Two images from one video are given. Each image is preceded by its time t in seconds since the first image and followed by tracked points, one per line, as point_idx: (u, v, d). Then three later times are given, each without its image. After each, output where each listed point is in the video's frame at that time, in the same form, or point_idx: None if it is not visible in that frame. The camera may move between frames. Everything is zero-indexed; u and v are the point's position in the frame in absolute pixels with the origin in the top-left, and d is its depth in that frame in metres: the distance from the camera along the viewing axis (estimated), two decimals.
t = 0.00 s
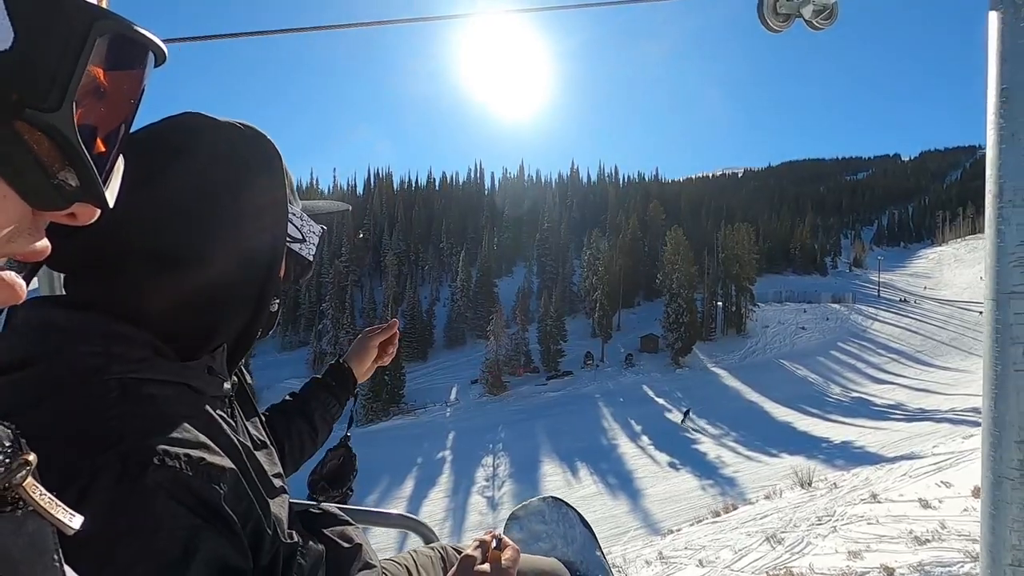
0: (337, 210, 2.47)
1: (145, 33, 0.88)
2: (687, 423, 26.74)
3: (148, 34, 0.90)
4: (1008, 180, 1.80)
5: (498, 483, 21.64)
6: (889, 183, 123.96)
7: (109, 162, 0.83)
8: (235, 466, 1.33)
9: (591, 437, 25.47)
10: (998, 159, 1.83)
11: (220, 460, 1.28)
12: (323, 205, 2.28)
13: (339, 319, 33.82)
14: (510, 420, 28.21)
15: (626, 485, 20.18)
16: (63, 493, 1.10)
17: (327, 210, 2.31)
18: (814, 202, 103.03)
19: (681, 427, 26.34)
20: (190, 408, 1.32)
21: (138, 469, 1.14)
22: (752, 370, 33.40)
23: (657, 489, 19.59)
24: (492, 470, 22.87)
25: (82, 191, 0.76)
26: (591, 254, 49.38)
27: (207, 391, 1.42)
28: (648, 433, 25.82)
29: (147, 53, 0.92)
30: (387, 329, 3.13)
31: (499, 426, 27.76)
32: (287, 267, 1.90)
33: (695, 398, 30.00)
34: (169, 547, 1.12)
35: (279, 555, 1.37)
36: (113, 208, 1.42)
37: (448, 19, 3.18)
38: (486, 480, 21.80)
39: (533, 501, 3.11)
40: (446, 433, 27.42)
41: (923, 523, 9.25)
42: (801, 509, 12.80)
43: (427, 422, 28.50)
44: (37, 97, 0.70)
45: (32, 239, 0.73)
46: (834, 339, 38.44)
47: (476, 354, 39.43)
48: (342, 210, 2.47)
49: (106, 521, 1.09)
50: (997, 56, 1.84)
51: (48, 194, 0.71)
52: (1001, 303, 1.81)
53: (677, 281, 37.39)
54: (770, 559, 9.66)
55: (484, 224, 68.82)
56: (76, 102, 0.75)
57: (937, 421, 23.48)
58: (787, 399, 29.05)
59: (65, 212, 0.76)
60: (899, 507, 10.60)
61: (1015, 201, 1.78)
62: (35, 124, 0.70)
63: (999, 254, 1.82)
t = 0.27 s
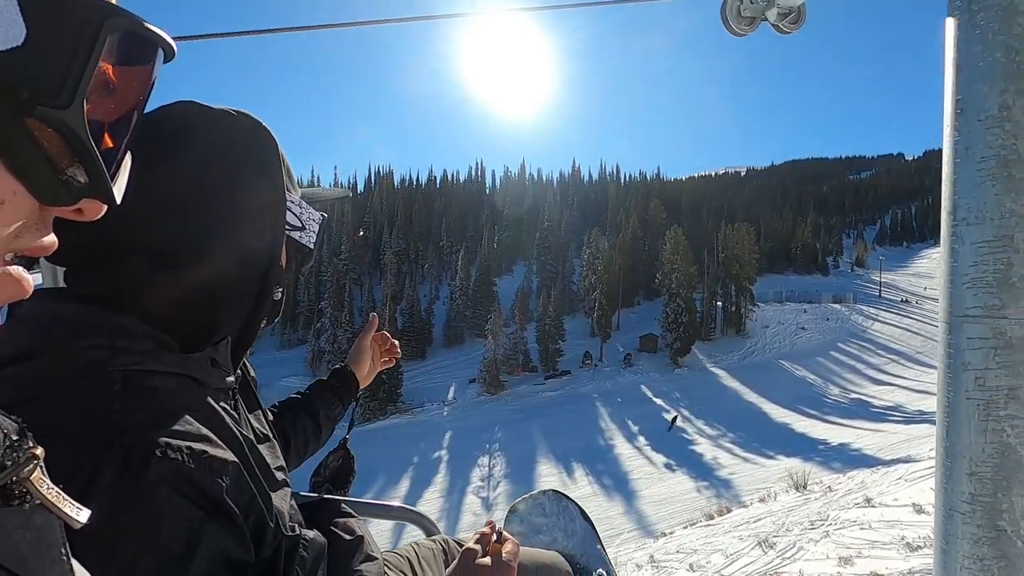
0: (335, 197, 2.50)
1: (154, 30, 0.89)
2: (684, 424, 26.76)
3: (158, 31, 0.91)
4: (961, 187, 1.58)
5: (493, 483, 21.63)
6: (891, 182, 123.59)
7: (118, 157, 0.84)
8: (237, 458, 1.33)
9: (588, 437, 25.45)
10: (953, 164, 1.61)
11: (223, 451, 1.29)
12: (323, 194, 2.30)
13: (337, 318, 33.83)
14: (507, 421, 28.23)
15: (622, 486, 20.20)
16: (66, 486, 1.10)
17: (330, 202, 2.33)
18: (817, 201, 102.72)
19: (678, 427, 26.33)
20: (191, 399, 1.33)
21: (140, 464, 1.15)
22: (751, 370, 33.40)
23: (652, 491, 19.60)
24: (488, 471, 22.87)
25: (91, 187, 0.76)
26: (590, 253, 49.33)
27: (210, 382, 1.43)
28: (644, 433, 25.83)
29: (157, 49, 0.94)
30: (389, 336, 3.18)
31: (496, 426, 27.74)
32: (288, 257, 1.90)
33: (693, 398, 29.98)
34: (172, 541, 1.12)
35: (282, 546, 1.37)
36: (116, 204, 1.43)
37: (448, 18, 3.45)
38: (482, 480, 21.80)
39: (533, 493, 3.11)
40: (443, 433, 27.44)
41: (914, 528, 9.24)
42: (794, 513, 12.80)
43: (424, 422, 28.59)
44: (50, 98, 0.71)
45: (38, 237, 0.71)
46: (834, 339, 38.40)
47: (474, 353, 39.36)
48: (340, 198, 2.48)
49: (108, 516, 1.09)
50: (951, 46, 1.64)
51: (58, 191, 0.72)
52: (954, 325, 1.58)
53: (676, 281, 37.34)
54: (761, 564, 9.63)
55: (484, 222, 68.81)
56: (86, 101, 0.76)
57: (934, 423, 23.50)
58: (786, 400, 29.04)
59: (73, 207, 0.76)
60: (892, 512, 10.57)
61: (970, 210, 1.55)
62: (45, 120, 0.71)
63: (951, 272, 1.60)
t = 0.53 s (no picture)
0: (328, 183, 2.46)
1: (161, 9, 0.87)
2: (681, 423, 26.68)
3: (166, 10, 0.89)
4: (910, 205, 2.06)
5: (488, 480, 21.57)
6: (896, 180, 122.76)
7: (125, 141, 0.82)
8: (243, 443, 1.32)
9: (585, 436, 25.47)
10: (904, 178, 2.09)
11: (229, 435, 1.28)
12: (322, 179, 2.28)
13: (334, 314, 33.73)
14: (504, 418, 28.17)
15: (617, 485, 20.14)
16: (73, 471, 1.09)
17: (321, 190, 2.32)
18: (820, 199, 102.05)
19: (675, 426, 26.25)
20: (195, 384, 1.32)
21: (147, 444, 1.13)
22: (750, 369, 33.26)
23: (647, 490, 19.53)
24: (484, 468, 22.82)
25: (98, 169, 0.74)
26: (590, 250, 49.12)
27: (215, 366, 1.43)
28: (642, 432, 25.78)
29: (165, 29, 0.92)
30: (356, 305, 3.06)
31: (493, 424, 27.78)
32: (289, 241, 1.88)
33: (691, 397, 29.88)
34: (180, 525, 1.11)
35: (288, 531, 1.37)
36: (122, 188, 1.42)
37: (447, 14, 3.62)
38: (476, 478, 21.73)
39: (534, 484, 3.10)
40: (439, 430, 27.38)
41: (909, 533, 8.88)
42: (785, 514, 12.49)
43: (420, 419, 28.54)
44: (56, 75, 0.68)
45: (44, 220, 0.70)
46: (834, 338, 38.24)
47: (473, 350, 39.30)
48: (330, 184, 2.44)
49: (116, 501, 1.08)
50: (907, 83, 2.07)
51: (63, 172, 0.69)
52: (903, 348, 2.08)
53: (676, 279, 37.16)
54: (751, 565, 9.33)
55: (484, 219, 68.57)
56: (92, 82, 0.73)
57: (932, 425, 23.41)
58: (784, 399, 28.91)
59: (80, 191, 0.74)
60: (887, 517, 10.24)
61: (920, 227, 2.03)
62: (54, 100, 0.68)
63: (902, 290, 2.09)
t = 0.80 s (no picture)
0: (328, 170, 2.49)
1: None
2: (675, 421, 26.75)
3: None
4: (843, 221, 1.96)
5: (480, 479, 21.57)
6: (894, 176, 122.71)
7: (110, 118, 0.81)
8: (236, 425, 1.32)
9: (579, 434, 25.61)
10: (838, 190, 1.98)
11: (220, 416, 1.28)
12: (312, 165, 2.28)
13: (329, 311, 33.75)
14: (498, 416, 28.21)
15: (609, 483, 20.17)
16: (70, 449, 1.09)
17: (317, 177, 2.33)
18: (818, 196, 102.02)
19: (668, 424, 26.32)
20: (189, 363, 1.32)
21: (141, 425, 1.14)
22: (745, 367, 33.36)
23: (638, 489, 19.57)
24: (476, 466, 22.83)
25: (84, 145, 0.73)
26: (586, 248, 49.13)
27: (207, 349, 1.43)
28: (635, 430, 25.86)
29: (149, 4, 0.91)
30: (341, 277, 3.04)
31: (486, 421, 27.85)
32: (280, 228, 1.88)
33: (686, 395, 29.96)
34: (175, 504, 1.11)
35: (283, 515, 1.38)
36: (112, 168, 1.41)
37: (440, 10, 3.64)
38: (469, 476, 21.76)
39: (530, 475, 3.10)
40: (433, 429, 27.42)
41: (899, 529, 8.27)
42: (774, 514, 12.05)
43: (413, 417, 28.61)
44: (38, 44, 0.67)
45: (31, 197, 0.70)
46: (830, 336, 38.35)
47: (468, 347, 39.36)
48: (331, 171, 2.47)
49: (115, 479, 1.09)
50: (844, 89, 1.96)
51: (50, 149, 0.68)
52: (834, 373, 1.99)
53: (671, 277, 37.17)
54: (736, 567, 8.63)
55: (481, 215, 68.55)
56: (74, 53, 0.72)
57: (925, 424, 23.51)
58: (778, 397, 28.98)
59: (68, 167, 0.74)
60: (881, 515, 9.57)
61: (853, 244, 1.92)
62: (38, 71, 0.67)
63: (835, 310, 1.99)
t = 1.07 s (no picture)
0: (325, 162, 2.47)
1: None
2: (666, 419, 26.83)
3: None
4: (764, 243, 1.85)
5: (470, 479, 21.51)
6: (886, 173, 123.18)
7: (101, 114, 0.83)
8: (229, 425, 1.33)
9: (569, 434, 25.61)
10: (757, 209, 1.87)
11: (213, 416, 1.29)
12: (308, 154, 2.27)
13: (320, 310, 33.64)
14: (489, 415, 28.20)
15: (599, 483, 20.20)
16: (63, 445, 1.10)
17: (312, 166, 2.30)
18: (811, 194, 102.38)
19: (659, 422, 26.37)
20: (182, 364, 1.34)
21: (131, 426, 1.14)
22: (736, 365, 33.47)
23: (627, 489, 19.62)
24: (467, 466, 22.80)
25: (74, 142, 0.74)
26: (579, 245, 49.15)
27: (201, 349, 1.44)
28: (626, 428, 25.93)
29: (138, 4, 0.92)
30: (342, 265, 3.00)
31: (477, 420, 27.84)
32: (271, 222, 1.88)
33: (677, 393, 30.05)
34: (166, 503, 1.12)
35: (277, 514, 1.39)
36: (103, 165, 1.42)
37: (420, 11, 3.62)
38: (459, 476, 21.72)
39: (524, 470, 3.10)
40: (423, 428, 27.40)
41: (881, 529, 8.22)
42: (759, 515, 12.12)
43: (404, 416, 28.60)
44: (27, 40, 0.68)
45: (24, 191, 0.71)
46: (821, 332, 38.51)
47: (460, 345, 39.33)
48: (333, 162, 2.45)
49: (105, 478, 1.09)
50: (764, 105, 1.85)
51: (38, 144, 0.69)
52: (756, 400, 1.88)
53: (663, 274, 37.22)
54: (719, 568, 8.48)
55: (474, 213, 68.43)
56: (67, 48, 0.72)
57: (913, 423, 23.68)
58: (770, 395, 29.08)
59: (59, 161, 0.75)
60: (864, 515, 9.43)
61: (774, 267, 1.81)
62: (29, 68, 0.68)
63: (755, 337, 1.88)
